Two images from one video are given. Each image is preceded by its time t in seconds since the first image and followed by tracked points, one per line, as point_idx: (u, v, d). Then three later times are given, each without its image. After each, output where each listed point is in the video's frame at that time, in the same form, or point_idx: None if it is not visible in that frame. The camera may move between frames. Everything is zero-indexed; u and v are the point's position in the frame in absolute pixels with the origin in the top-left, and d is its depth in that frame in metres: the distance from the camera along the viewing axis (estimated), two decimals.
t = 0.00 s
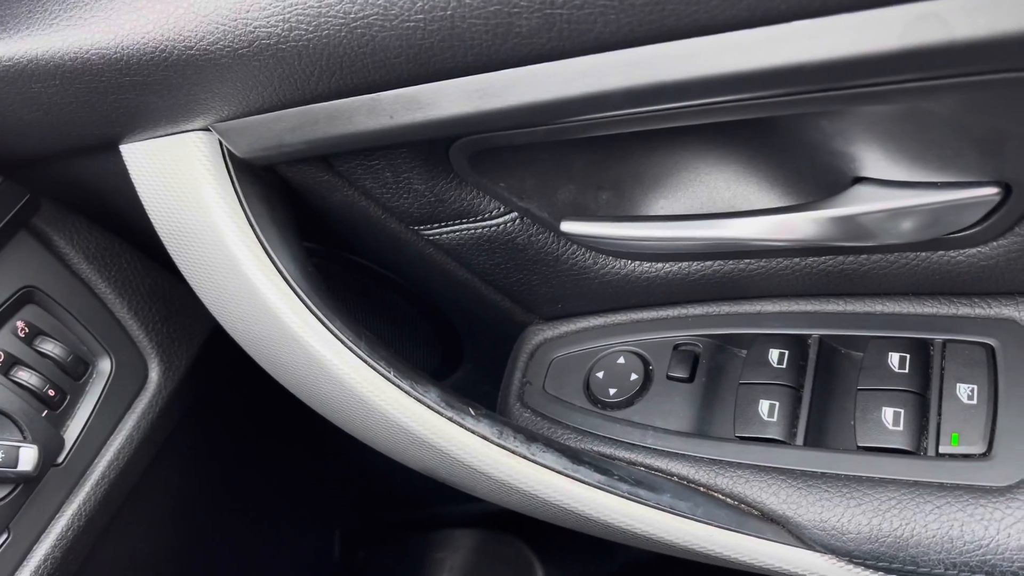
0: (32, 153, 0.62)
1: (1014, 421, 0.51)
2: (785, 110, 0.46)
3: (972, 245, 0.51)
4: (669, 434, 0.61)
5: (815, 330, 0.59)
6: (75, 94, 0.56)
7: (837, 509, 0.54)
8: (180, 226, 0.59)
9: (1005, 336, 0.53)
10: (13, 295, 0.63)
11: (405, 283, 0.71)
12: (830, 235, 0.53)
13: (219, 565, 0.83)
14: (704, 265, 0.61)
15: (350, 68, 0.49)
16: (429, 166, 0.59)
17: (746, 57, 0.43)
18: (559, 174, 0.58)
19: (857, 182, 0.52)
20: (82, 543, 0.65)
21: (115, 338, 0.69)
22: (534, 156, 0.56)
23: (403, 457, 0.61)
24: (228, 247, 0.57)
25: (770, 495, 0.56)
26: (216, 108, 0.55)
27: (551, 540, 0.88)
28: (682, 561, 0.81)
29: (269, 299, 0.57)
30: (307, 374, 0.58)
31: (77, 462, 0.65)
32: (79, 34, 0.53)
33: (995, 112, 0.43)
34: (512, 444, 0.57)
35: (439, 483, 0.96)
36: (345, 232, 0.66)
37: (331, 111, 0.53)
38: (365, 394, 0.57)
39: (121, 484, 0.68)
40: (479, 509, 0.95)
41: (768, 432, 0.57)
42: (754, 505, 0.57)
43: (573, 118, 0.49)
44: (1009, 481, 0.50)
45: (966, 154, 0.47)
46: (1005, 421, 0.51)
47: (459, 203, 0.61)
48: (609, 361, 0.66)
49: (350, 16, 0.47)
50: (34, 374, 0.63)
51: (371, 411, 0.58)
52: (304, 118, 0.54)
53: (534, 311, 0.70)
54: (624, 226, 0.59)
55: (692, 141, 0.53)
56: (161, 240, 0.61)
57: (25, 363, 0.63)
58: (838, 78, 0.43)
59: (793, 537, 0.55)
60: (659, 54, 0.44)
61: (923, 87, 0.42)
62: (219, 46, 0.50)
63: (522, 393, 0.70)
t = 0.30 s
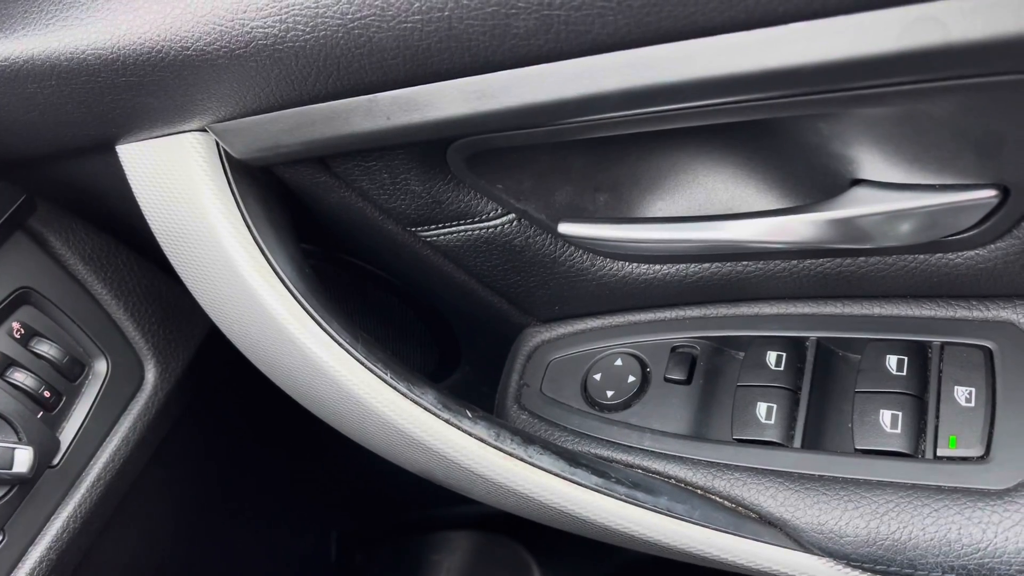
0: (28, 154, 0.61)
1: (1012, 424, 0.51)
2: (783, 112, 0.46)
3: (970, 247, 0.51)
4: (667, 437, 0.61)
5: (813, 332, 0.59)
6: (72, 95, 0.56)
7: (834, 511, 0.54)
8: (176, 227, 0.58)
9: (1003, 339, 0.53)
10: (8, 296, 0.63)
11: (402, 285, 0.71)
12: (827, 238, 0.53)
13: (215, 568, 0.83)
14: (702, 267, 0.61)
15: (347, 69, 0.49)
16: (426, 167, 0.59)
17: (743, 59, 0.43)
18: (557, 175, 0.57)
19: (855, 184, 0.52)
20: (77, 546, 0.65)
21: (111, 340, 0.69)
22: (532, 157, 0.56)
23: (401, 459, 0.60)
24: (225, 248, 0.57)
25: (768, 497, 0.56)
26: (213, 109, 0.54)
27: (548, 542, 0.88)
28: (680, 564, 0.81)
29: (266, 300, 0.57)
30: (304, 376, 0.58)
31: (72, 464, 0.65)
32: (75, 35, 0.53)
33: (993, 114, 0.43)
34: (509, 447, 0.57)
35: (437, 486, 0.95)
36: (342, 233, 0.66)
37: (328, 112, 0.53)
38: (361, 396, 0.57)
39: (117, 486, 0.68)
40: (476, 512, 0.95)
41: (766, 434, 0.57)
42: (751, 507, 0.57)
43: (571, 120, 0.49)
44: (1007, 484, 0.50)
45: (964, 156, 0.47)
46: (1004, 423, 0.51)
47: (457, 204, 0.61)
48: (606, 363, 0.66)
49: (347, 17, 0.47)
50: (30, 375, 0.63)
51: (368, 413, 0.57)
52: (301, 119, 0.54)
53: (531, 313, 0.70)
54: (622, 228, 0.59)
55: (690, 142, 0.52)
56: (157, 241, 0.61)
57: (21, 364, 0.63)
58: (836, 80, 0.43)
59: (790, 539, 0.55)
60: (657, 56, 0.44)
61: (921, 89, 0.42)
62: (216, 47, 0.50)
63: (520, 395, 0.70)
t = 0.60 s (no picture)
0: (31, 151, 0.62)
1: (1012, 426, 0.51)
2: (784, 114, 0.46)
3: (971, 250, 0.51)
4: (666, 438, 0.61)
5: (814, 334, 0.59)
6: (75, 93, 0.56)
7: (834, 513, 0.54)
8: (178, 226, 0.59)
9: (1003, 342, 0.53)
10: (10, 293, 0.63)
11: (403, 285, 0.71)
12: (827, 240, 0.54)
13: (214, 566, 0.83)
14: (702, 268, 0.61)
15: (349, 69, 0.49)
16: (428, 168, 0.59)
17: (745, 61, 0.43)
18: (558, 176, 0.58)
19: (856, 187, 0.52)
20: (77, 544, 0.65)
21: (112, 337, 0.69)
22: (533, 158, 0.56)
23: (401, 459, 0.60)
24: (226, 247, 0.57)
25: (767, 499, 0.56)
26: (215, 108, 0.55)
27: (548, 543, 0.88)
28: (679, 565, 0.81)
29: (267, 299, 0.57)
30: (304, 374, 0.58)
31: (73, 461, 0.65)
32: (79, 33, 0.53)
33: (994, 117, 0.43)
34: (509, 447, 0.57)
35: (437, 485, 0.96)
36: (344, 233, 0.66)
37: (330, 112, 0.53)
38: (362, 395, 0.57)
39: (117, 484, 0.68)
40: (476, 511, 0.95)
41: (765, 436, 0.57)
42: (750, 509, 0.57)
43: (573, 121, 0.49)
44: (1006, 487, 0.50)
45: (965, 159, 0.47)
46: (1003, 427, 0.51)
47: (458, 204, 0.61)
48: (606, 364, 0.66)
49: (350, 17, 0.47)
50: (31, 373, 0.63)
51: (368, 413, 0.58)
52: (304, 118, 0.54)
53: (532, 314, 0.70)
54: (624, 229, 0.59)
55: (691, 143, 0.53)
56: (159, 239, 0.61)
57: (22, 362, 0.63)
58: (838, 82, 0.43)
59: (790, 541, 0.55)
60: (659, 57, 0.44)
61: (922, 92, 0.42)
62: (219, 46, 0.50)
63: (520, 396, 0.70)
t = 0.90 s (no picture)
0: (43, 146, 0.62)
1: (1017, 437, 0.50)
2: (793, 121, 0.46)
3: (978, 260, 0.51)
4: (670, 443, 0.61)
5: (820, 342, 0.59)
6: (86, 90, 0.56)
7: (837, 521, 0.54)
8: (187, 224, 0.59)
9: (1009, 352, 0.53)
10: (19, 288, 0.64)
11: (410, 286, 0.71)
12: (833, 248, 0.53)
13: (218, 565, 0.83)
14: (708, 274, 0.61)
15: (359, 70, 0.50)
16: (436, 170, 0.59)
17: (754, 68, 0.43)
18: (566, 180, 0.58)
19: (863, 195, 0.52)
20: (82, 539, 0.65)
21: (119, 334, 0.70)
22: (541, 161, 0.56)
23: (405, 460, 0.61)
24: (234, 245, 0.57)
25: (770, 506, 0.56)
26: (226, 107, 0.55)
27: (550, 546, 0.88)
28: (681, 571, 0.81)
29: (273, 298, 0.57)
30: (310, 374, 0.58)
31: (78, 457, 0.65)
32: (92, 31, 0.53)
33: (1003, 127, 0.43)
34: (512, 449, 0.57)
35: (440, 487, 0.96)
36: (351, 233, 0.66)
37: (340, 113, 0.53)
38: (367, 396, 0.57)
39: (122, 481, 0.68)
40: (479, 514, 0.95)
41: (769, 443, 0.57)
42: (752, 515, 0.57)
43: (582, 125, 0.49)
44: (1010, 498, 0.50)
45: (973, 169, 0.47)
46: (1008, 437, 0.51)
47: (466, 207, 0.61)
48: (611, 369, 0.66)
49: (361, 18, 0.48)
50: (38, 368, 0.63)
51: (373, 413, 0.58)
52: (313, 119, 0.54)
53: (538, 317, 0.70)
54: (632, 233, 0.59)
55: (700, 149, 0.53)
56: (168, 237, 0.61)
57: (30, 357, 0.63)
58: (847, 90, 0.43)
59: (791, 548, 0.55)
60: (668, 62, 0.44)
61: (931, 101, 0.42)
62: (230, 46, 0.51)
63: (524, 399, 0.70)
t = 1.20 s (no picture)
0: (68, 137, 0.63)
1: None
2: (812, 129, 0.47)
3: (993, 273, 0.51)
4: (680, 448, 0.61)
5: (833, 351, 0.59)
6: (111, 83, 0.57)
7: (845, 530, 0.54)
8: (205, 217, 0.59)
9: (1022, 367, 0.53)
10: (39, 277, 0.65)
11: (425, 286, 0.71)
12: (848, 257, 0.53)
13: (229, 557, 0.84)
14: (722, 281, 0.61)
15: (381, 69, 0.50)
16: (454, 170, 0.59)
17: (773, 76, 0.43)
18: (583, 183, 0.58)
19: (879, 206, 0.52)
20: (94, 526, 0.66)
21: (136, 324, 0.70)
22: (558, 164, 0.57)
23: (415, 457, 0.61)
24: (251, 240, 0.58)
25: (778, 514, 0.56)
26: (248, 103, 0.55)
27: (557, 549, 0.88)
28: None
29: (289, 292, 0.58)
30: (323, 369, 0.59)
31: (92, 445, 0.66)
32: (119, 24, 0.54)
33: (1021, 141, 0.43)
34: (522, 450, 0.57)
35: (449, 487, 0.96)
36: (368, 231, 0.67)
37: (360, 111, 0.53)
38: (379, 392, 0.57)
39: (135, 470, 0.69)
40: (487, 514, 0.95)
41: (778, 451, 0.57)
42: (760, 523, 0.57)
43: (600, 128, 0.50)
44: (1020, 513, 0.49)
45: (990, 182, 0.47)
46: (1020, 452, 0.50)
47: (482, 207, 0.62)
48: (623, 373, 0.66)
49: (383, 17, 0.48)
50: (56, 355, 0.64)
51: (385, 410, 0.58)
52: (334, 116, 0.54)
53: (551, 319, 0.70)
54: (647, 238, 0.59)
55: (717, 155, 0.53)
56: (187, 229, 0.62)
57: (48, 344, 0.64)
58: (867, 99, 0.43)
59: (799, 556, 0.55)
60: (689, 68, 0.45)
61: (950, 112, 0.42)
62: (254, 41, 0.51)
63: (535, 400, 0.70)
